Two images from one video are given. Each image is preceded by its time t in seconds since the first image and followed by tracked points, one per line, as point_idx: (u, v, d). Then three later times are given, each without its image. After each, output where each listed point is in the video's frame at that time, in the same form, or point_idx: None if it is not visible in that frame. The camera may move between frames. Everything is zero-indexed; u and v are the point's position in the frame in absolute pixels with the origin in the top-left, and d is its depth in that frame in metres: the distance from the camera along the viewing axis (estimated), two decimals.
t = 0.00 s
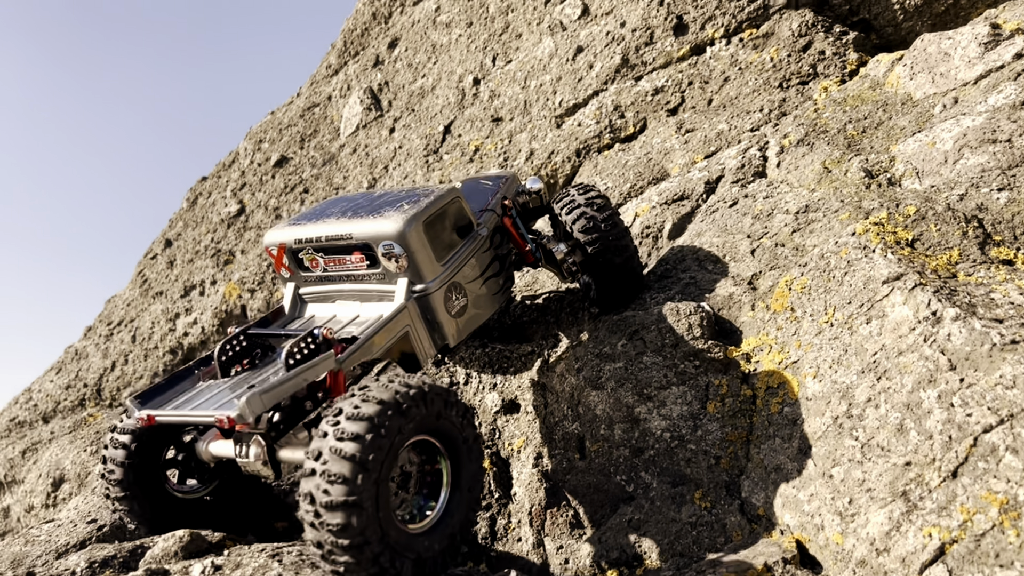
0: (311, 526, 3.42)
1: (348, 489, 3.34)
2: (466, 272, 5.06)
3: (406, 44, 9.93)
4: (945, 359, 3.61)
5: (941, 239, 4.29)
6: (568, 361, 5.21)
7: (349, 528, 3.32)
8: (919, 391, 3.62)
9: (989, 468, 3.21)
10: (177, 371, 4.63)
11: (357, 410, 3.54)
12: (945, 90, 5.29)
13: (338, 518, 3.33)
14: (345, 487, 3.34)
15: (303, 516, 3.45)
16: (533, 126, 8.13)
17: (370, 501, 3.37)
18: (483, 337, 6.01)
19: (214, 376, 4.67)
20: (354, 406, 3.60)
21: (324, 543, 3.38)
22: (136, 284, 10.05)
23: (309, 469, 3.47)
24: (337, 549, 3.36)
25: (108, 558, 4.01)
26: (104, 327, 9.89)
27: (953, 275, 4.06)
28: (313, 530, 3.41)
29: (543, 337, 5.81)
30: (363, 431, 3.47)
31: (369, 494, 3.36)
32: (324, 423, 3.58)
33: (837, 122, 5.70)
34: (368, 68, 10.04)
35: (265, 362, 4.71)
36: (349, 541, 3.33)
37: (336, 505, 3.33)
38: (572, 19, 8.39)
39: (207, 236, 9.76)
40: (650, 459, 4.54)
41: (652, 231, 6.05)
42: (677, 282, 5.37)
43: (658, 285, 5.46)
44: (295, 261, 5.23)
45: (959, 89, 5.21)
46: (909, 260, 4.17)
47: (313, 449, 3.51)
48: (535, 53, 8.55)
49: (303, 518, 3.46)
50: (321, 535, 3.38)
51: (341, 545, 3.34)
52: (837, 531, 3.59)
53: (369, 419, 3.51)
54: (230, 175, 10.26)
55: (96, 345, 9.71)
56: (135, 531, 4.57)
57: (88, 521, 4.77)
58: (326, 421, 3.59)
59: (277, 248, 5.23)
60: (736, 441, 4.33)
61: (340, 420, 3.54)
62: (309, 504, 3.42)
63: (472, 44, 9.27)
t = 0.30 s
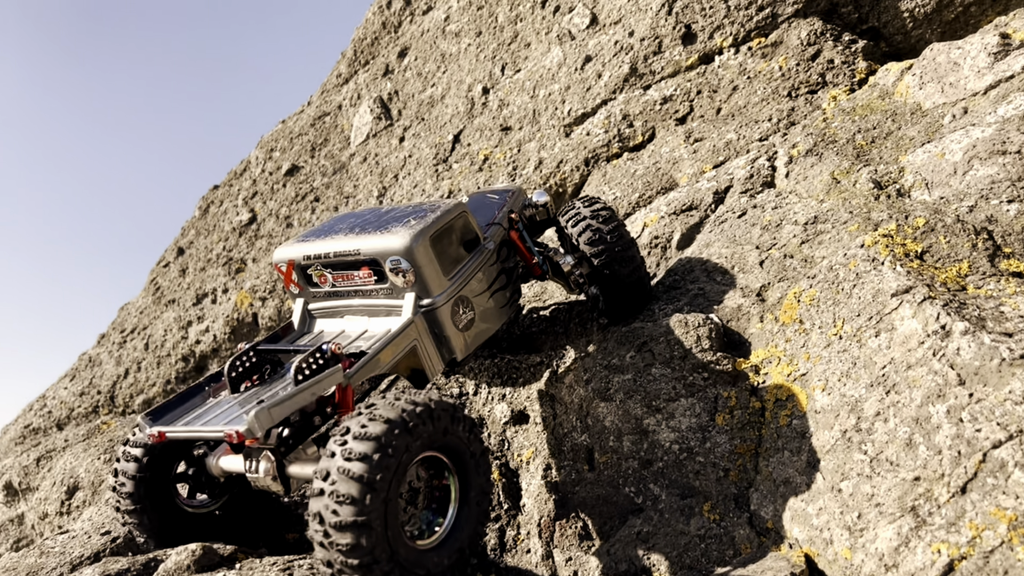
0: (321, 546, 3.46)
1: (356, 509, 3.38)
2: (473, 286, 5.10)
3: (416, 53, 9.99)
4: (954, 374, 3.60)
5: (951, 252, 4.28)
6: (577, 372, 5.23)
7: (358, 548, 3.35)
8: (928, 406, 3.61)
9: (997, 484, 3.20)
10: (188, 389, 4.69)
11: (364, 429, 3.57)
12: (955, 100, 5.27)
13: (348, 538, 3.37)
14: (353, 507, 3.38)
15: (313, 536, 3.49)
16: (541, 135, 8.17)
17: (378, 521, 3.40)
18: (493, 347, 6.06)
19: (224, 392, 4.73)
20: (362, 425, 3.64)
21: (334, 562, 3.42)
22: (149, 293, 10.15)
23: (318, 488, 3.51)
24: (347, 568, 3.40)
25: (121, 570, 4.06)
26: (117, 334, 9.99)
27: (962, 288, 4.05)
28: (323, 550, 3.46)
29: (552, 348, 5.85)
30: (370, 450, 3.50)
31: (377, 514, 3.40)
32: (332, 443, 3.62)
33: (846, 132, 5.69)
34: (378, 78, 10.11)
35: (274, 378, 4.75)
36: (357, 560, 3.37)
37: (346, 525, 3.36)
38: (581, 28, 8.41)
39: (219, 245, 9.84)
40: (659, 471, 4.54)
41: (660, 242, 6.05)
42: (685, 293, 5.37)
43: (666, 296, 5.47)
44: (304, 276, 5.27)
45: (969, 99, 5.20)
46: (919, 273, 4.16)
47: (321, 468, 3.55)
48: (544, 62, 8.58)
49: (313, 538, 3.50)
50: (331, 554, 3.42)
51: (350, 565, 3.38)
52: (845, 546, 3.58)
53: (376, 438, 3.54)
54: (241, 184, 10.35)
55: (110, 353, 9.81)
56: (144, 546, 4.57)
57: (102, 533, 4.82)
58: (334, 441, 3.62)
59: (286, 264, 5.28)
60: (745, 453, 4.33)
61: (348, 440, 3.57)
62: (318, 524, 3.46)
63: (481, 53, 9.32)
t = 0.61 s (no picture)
0: (316, 557, 3.45)
1: (350, 519, 3.36)
2: (469, 289, 5.08)
3: (417, 53, 9.98)
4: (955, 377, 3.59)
5: (952, 255, 4.28)
6: (577, 374, 5.23)
7: (354, 557, 3.34)
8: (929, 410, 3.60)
9: (999, 488, 3.19)
10: (181, 393, 4.66)
11: (355, 438, 3.56)
12: (957, 103, 5.27)
13: (343, 549, 3.35)
14: (346, 517, 3.37)
15: (308, 547, 3.48)
16: (542, 136, 8.16)
17: (373, 529, 3.38)
18: (493, 349, 6.06)
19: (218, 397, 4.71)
20: (352, 434, 3.62)
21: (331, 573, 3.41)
22: (148, 292, 10.14)
23: (311, 500, 3.49)
24: None
25: (119, 572, 4.05)
26: (116, 334, 9.98)
27: (964, 291, 4.04)
28: (319, 561, 3.44)
29: (552, 350, 5.84)
30: (361, 459, 3.48)
31: (372, 523, 3.38)
32: (324, 452, 3.61)
33: (847, 134, 5.69)
34: (379, 78, 10.10)
35: (269, 382, 4.74)
36: (353, 570, 3.36)
37: (340, 535, 3.35)
38: (582, 29, 8.41)
39: (218, 245, 9.82)
40: (658, 473, 4.53)
41: (661, 243, 6.04)
42: (686, 295, 5.35)
43: (667, 298, 5.45)
44: (299, 280, 5.26)
45: (970, 102, 5.20)
46: (920, 276, 4.16)
47: (314, 480, 3.54)
48: (544, 63, 8.58)
49: (308, 549, 3.48)
50: (326, 565, 3.41)
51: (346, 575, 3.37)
52: (846, 550, 3.57)
53: (367, 447, 3.52)
54: (241, 184, 10.34)
55: (109, 352, 9.80)
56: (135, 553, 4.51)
57: (99, 534, 4.81)
58: (325, 451, 3.61)
59: (281, 268, 5.26)
60: (745, 456, 4.32)
61: (338, 449, 3.56)
62: (313, 535, 3.44)
63: (482, 55, 9.31)
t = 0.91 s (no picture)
0: (309, 548, 3.40)
1: (344, 510, 3.31)
2: (464, 281, 5.02)
3: (414, 47, 9.91)
4: (956, 370, 3.54)
5: (953, 247, 4.22)
6: (574, 368, 5.15)
7: (348, 549, 3.29)
8: (930, 402, 3.55)
9: (1000, 481, 3.14)
10: (173, 387, 4.60)
11: (350, 429, 3.51)
12: (958, 94, 5.22)
13: (336, 540, 3.31)
14: (340, 509, 3.32)
15: (301, 538, 3.43)
16: (540, 130, 8.10)
17: (367, 521, 3.34)
18: (489, 343, 6.01)
19: (211, 391, 4.65)
20: (347, 424, 3.57)
21: (323, 565, 3.35)
22: (145, 287, 10.08)
23: (304, 491, 3.44)
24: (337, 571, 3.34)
25: (109, 567, 4.00)
26: (113, 329, 9.93)
27: (965, 283, 3.99)
28: (312, 552, 3.40)
29: (549, 344, 5.79)
30: (356, 450, 3.43)
31: (366, 515, 3.33)
32: (318, 442, 3.55)
33: (847, 126, 5.63)
34: (376, 72, 10.03)
35: (262, 375, 4.69)
36: (346, 563, 3.31)
37: (334, 527, 3.30)
38: (580, 22, 8.35)
39: (215, 239, 9.77)
40: (656, 468, 4.48)
41: (659, 237, 5.98)
42: (684, 288, 5.30)
43: (665, 291, 5.40)
44: (292, 272, 5.20)
45: (972, 93, 5.14)
46: (921, 268, 4.10)
47: (308, 469, 3.49)
48: (542, 56, 8.52)
49: (301, 541, 3.43)
50: (320, 557, 3.36)
51: (339, 567, 3.31)
52: (845, 545, 3.52)
53: (363, 437, 3.47)
54: (238, 178, 10.28)
55: (105, 347, 9.76)
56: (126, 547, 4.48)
57: (91, 529, 4.76)
58: (320, 441, 3.56)
59: (273, 260, 5.21)
60: (743, 450, 4.27)
61: (334, 439, 3.51)
62: (306, 527, 3.39)
63: (479, 48, 9.25)
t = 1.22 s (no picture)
0: (304, 548, 3.35)
1: (341, 509, 3.27)
2: (462, 279, 4.98)
3: (412, 45, 9.87)
4: (960, 367, 3.50)
5: (956, 243, 4.18)
6: (572, 366, 5.10)
7: (344, 549, 3.25)
8: (933, 400, 3.51)
9: (1006, 480, 3.09)
10: (168, 386, 4.55)
11: (348, 427, 3.47)
12: (959, 90, 5.17)
13: (333, 539, 3.26)
14: (337, 507, 3.27)
15: (296, 538, 3.38)
16: (538, 128, 8.06)
17: (364, 521, 3.29)
18: (488, 341, 5.96)
19: (206, 391, 4.61)
20: (345, 423, 3.52)
21: (319, 565, 3.30)
22: (142, 288, 10.04)
23: (301, 489, 3.39)
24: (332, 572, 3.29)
25: (102, 569, 3.95)
26: (110, 330, 9.89)
27: (968, 280, 3.95)
28: (307, 552, 3.35)
29: (547, 343, 5.76)
30: (354, 448, 3.39)
31: (363, 514, 3.29)
32: (315, 441, 3.51)
33: (847, 122, 5.59)
34: (374, 70, 9.99)
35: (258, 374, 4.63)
36: (342, 563, 3.26)
37: (330, 526, 3.25)
38: (579, 19, 8.30)
39: (212, 239, 9.72)
40: (656, 467, 4.43)
41: (658, 234, 5.94)
42: (684, 286, 5.25)
43: (665, 289, 5.35)
44: (288, 271, 5.16)
45: (973, 88, 5.10)
46: (923, 264, 4.06)
47: (304, 468, 3.44)
48: (541, 54, 8.47)
49: (296, 540, 3.38)
50: (315, 557, 3.31)
51: (335, 568, 3.27)
52: (848, 544, 3.48)
53: (361, 436, 3.43)
54: (235, 178, 10.23)
55: (102, 348, 9.71)
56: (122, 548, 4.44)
57: (85, 530, 4.71)
58: (317, 439, 3.51)
59: (269, 258, 5.16)
60: (744, 449, 4.23)
61: (331, 437, 3.47)
62: (302, 526, 3.35)
63: (477, 46, 9.20)
